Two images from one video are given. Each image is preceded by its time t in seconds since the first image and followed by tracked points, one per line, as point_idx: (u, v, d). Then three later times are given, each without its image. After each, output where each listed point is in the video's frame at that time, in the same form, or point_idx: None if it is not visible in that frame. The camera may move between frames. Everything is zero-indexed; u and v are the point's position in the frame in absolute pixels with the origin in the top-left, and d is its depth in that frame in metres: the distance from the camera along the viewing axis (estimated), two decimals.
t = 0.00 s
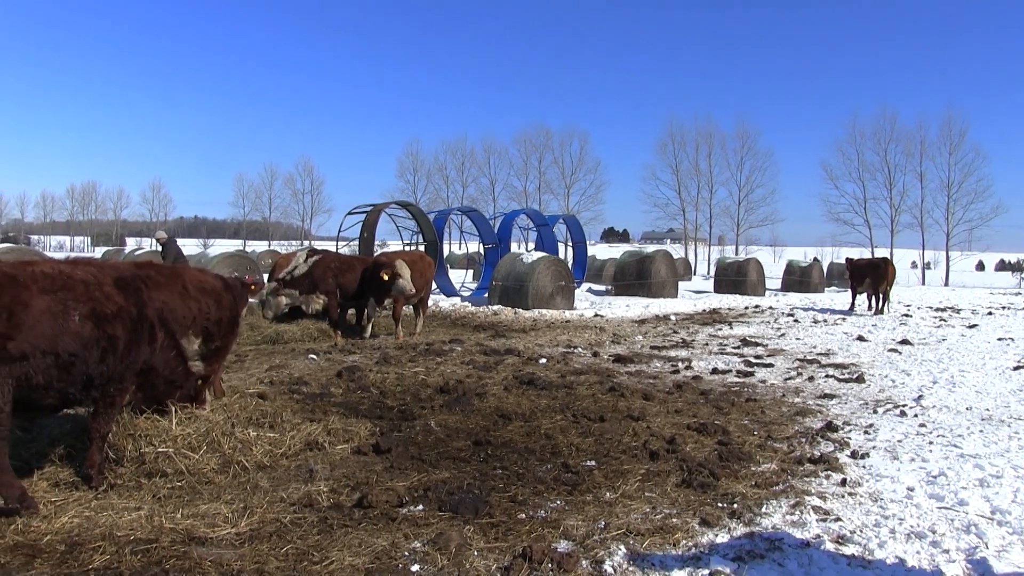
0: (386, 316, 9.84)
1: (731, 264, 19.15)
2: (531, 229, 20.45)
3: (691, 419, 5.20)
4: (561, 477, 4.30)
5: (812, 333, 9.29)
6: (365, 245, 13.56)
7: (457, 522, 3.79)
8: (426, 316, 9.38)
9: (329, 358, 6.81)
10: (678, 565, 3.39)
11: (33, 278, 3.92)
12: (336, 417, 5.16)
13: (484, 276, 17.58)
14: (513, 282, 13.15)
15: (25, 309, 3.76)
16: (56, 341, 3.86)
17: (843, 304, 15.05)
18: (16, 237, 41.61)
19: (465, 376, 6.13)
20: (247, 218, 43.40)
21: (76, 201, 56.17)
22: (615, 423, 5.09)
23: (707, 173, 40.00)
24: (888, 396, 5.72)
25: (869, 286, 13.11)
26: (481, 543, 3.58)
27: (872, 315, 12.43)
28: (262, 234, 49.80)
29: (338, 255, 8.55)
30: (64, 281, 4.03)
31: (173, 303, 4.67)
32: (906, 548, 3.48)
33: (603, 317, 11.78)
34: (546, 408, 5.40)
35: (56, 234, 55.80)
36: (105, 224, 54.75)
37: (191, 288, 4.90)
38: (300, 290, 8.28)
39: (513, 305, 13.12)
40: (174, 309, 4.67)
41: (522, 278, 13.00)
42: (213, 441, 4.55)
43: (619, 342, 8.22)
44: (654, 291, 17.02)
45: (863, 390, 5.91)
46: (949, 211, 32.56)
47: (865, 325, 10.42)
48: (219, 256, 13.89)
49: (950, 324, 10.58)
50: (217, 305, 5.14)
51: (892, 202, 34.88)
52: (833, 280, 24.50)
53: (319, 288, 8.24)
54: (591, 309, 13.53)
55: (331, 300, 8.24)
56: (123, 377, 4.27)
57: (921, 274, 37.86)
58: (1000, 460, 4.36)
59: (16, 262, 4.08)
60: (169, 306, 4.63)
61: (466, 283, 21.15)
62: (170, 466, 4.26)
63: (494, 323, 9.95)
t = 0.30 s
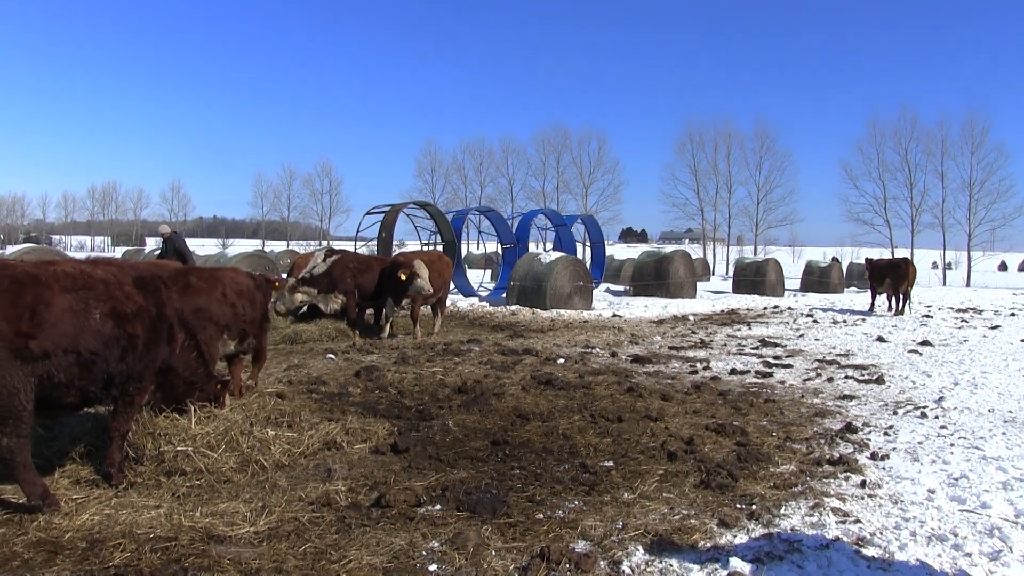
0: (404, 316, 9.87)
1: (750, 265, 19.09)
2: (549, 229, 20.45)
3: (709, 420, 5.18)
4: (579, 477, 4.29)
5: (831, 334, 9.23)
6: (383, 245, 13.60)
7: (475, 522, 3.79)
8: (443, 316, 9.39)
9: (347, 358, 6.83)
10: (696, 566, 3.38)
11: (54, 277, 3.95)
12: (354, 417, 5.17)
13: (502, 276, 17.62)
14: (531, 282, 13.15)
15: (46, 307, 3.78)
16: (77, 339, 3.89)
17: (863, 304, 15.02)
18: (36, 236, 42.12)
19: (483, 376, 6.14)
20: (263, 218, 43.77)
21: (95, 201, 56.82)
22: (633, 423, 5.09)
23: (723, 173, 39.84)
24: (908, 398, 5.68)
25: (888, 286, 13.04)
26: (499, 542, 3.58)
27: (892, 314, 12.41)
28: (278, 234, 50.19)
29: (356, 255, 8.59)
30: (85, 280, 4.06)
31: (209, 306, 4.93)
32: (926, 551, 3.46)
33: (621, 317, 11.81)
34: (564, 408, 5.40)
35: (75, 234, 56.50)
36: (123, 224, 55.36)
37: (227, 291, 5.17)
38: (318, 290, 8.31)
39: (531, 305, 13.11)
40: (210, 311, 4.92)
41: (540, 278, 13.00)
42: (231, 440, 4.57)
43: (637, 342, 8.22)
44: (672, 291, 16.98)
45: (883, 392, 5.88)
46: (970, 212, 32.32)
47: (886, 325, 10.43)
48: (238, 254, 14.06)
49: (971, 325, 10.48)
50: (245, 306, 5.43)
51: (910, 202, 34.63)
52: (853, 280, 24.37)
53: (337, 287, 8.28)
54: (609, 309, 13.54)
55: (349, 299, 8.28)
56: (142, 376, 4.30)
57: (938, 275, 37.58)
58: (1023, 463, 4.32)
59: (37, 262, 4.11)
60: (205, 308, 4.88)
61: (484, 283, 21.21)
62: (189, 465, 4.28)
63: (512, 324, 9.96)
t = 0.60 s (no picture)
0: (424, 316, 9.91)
1: (772, 265, 19.02)
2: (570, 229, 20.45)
3: (730, 420, 5.17)
4: (599, 477, 4.29)
5: (852, 334, 9.17)
6: (404, 245, 13.64)
7: (495, 522, 3.79)
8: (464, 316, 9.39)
9: (368, 358, 6.85)
10: (717, 567, 3.36)
11: (77, 277, 3.97)
12: (374, 416, 5.18)
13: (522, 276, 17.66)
14: (552, 282, 13.15)
15: (69, 306, 3.81)
16: (99, 339, 3.91)
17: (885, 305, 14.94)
18: (60, 235, 42.74)
19: (503, 376, 6.14)
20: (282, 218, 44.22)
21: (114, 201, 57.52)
22: (653, 424, 5.08)
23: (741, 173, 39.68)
24: (931, 399, 5.64)
25: (912, 287, 12.95)
26: (519, 543, 3.58)
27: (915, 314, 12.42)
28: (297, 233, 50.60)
29: (377, 255, 8.64)
30: (108, 280, 4.08)
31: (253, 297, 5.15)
32: (950, 554, 3.43)
33: (642, 317, 11.85)
34: (584, 409, 5.39)
35: (96, 233, 57.24)
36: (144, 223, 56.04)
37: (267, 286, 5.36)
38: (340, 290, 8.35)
39: (552, 305, 13.12)
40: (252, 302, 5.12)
41: (561, 278, 12.99)
42: (252, 438, 4.59)
43: (658, 342, 8.22)
44: (694, 291, 16.94)
45: (906, 393, 5.84)
46: (994, 211, 32.02)
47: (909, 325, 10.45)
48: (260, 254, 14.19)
49: (996, 326, 10.36)
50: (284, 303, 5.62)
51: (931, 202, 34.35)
52: (876, 281, 24.21)
53: (358, 287, 8.34)
54: (630, 309, 13.55)
55: (369, 299, 8.33)
56: (164, 375, 4.32)
57: (959, 275, 37.25)
58: None
59: (62, 262, 4.15)
60: (250, 299, 5.12)
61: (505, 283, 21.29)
62: (211, 463, 4.30)
63: (533, 324, 9.97)
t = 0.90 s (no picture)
0: (444, 317, 9.95)
1: (791, 265, 18.99)
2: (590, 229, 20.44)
3: (749, 421, 5.16)
4: (618, 478, 4.29)
5: (873, 335, 9.13)
6: (423, 245, 13.66)
7: (514, 522, 3.79)
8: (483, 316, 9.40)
9: (387, 358, 6.87)
10: (737, 568, 3.35)
11: (99, 277, 3.98)
12: (394, 416, 5.19)
13: (541, 277, 17.69)
14: (571, 282, 13.16)
15: (90, 306, 3.82)
16: (120, 338, 3.93)
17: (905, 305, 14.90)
18: (80, 235, 43.17)
19: (522, 376, 6.15)
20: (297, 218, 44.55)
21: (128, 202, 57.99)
22: (673, 424, 5.07)
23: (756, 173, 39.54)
24: (953, 401, 5.61)
25: (932, 287, 12.91)
26: (538, 543, 3.57)
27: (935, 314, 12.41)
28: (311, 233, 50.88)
29: (396, 256, 8.65)
30: (129, 279, 4.09)
31: (287, 297, 5.50)
32: (972, 556, 3.41)
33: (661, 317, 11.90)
34: (603, 409, 5.39)
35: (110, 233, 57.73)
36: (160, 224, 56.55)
37: (301, 284, 5.64)
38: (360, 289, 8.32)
39: (571, 306, 13.12)
40: (289, 303, 5.48)
41: (581, 278, 12.99)
42: (272, 438, 4.60)
43: (678, 342, 8.23)
44: (713, 291, 16.91)
45: (927, 394, 5.81)
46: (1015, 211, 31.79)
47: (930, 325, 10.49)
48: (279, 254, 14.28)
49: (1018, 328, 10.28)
50: (320, 298, 5.90)
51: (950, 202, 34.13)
52: (896, 281, 24.07)
53: (378, 287, 8.31)
54: (650, 309, 13.57)
55: (389, 299, 8.31)
56: (185, 374, 4.34)
57: (976, 275, 37.02)
58: None
59: (83, 262, 4.17)
60: (285, 300, 5.43)
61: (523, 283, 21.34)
62: (230, 463, 4.32)
63: (552, 324, 9.98)
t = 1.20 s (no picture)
0: (457, 317, 9.96)
1: (806, 265, 18.95)
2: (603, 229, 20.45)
3: (764, 421, 5.16)
4: (632, 478, 4.28)
5: (887, 335, 9.12)
6: (436, 245, 13.67)
7: (528, 522, 3.78)
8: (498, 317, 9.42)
9: (401, 358, 6.89)
10: (751, 568, 3.35)
11: (114, 277, 3.98)
12: (408, 416, 5.20)
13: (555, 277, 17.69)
14: (585, 282, 13.16)
15: (105, 306, 3.83)
16: (135, 337, 3.94)
17: (918, 305, 14.89)
18: (94, 235, 43.56)
19: (536, 377, 6.15)
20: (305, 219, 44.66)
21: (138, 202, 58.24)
22: (687, 425, 5.07)
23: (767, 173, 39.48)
24: (968, 401, 5.59)
25: (948, 287, 12.86)
26: (552, 543, 3.57)
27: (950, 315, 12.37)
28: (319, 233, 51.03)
29: (411, 256, 8.65)
30: (143, 279, 4.10)
31: (312, 303, 5.61)
32: (988, 557, 3.40)
33: (676, 317, 11.92)
34: (617, 409, 5.40)
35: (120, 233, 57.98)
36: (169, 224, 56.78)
37: (326, 289, 5.80)
38: (374, 289, 8.34)
39: (587, 306, 13.12)
40: (313, 309, 5.61)
41: (595, 278, 12.99)
42: (286, 438, 4.61)
43: (692, 342, 8.24)
44: (728, 291, 16.89)
45: (942, 395, 5.79)
46: None
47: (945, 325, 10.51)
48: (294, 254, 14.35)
49: None
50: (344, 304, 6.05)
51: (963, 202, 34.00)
52: (911, 282, 24.00)
53: (392, 287, 8.32)
54: (664, 309, 13.59)
55: (404, 300, 8.33)
56: (199, 374, 4.34)
57: (988, 275, 36.89)
58: None
59: (98, 262, 4.18)
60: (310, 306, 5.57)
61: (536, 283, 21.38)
62: (245, 463, 4.32)
63: (566, 324, 9.99)
